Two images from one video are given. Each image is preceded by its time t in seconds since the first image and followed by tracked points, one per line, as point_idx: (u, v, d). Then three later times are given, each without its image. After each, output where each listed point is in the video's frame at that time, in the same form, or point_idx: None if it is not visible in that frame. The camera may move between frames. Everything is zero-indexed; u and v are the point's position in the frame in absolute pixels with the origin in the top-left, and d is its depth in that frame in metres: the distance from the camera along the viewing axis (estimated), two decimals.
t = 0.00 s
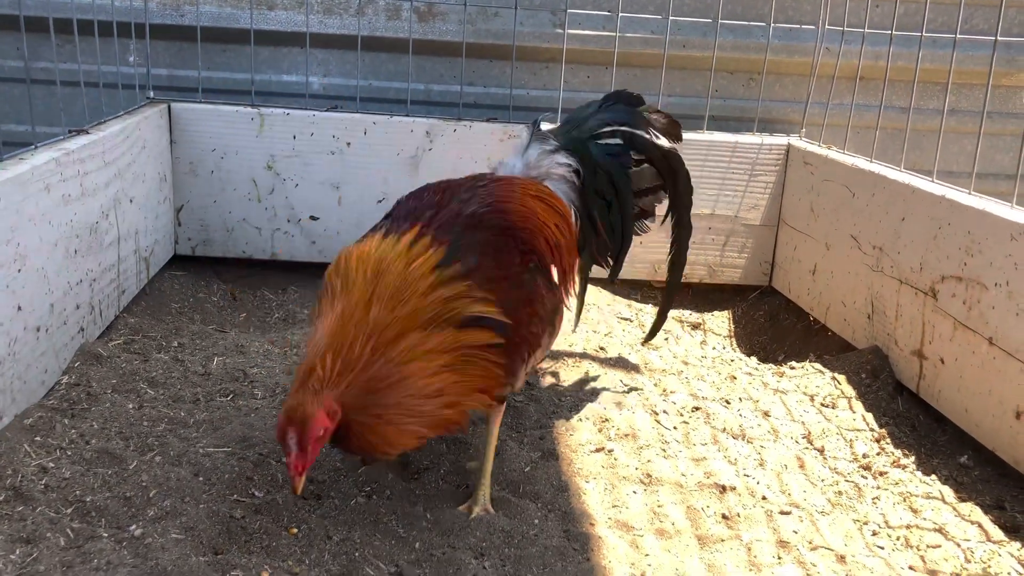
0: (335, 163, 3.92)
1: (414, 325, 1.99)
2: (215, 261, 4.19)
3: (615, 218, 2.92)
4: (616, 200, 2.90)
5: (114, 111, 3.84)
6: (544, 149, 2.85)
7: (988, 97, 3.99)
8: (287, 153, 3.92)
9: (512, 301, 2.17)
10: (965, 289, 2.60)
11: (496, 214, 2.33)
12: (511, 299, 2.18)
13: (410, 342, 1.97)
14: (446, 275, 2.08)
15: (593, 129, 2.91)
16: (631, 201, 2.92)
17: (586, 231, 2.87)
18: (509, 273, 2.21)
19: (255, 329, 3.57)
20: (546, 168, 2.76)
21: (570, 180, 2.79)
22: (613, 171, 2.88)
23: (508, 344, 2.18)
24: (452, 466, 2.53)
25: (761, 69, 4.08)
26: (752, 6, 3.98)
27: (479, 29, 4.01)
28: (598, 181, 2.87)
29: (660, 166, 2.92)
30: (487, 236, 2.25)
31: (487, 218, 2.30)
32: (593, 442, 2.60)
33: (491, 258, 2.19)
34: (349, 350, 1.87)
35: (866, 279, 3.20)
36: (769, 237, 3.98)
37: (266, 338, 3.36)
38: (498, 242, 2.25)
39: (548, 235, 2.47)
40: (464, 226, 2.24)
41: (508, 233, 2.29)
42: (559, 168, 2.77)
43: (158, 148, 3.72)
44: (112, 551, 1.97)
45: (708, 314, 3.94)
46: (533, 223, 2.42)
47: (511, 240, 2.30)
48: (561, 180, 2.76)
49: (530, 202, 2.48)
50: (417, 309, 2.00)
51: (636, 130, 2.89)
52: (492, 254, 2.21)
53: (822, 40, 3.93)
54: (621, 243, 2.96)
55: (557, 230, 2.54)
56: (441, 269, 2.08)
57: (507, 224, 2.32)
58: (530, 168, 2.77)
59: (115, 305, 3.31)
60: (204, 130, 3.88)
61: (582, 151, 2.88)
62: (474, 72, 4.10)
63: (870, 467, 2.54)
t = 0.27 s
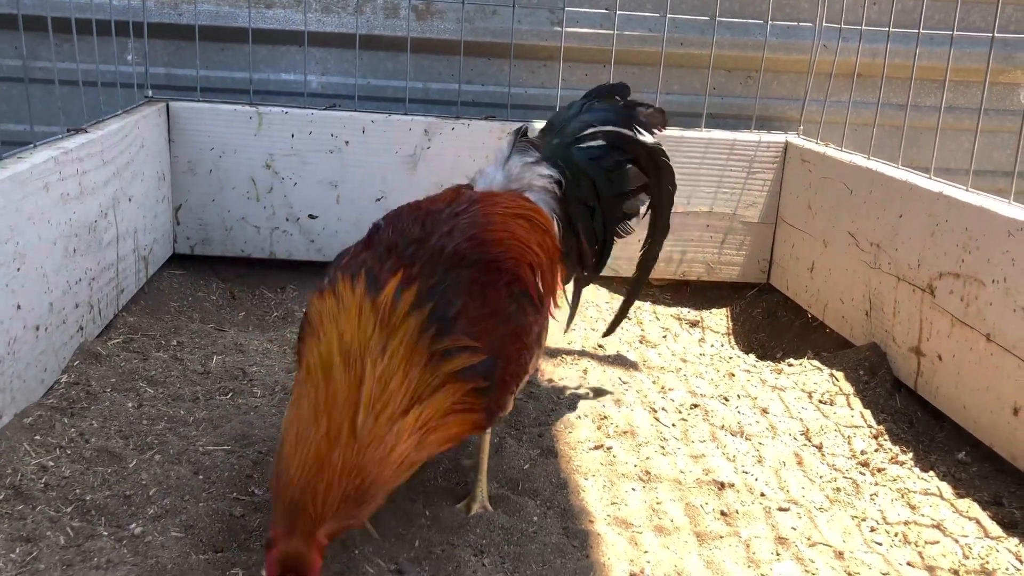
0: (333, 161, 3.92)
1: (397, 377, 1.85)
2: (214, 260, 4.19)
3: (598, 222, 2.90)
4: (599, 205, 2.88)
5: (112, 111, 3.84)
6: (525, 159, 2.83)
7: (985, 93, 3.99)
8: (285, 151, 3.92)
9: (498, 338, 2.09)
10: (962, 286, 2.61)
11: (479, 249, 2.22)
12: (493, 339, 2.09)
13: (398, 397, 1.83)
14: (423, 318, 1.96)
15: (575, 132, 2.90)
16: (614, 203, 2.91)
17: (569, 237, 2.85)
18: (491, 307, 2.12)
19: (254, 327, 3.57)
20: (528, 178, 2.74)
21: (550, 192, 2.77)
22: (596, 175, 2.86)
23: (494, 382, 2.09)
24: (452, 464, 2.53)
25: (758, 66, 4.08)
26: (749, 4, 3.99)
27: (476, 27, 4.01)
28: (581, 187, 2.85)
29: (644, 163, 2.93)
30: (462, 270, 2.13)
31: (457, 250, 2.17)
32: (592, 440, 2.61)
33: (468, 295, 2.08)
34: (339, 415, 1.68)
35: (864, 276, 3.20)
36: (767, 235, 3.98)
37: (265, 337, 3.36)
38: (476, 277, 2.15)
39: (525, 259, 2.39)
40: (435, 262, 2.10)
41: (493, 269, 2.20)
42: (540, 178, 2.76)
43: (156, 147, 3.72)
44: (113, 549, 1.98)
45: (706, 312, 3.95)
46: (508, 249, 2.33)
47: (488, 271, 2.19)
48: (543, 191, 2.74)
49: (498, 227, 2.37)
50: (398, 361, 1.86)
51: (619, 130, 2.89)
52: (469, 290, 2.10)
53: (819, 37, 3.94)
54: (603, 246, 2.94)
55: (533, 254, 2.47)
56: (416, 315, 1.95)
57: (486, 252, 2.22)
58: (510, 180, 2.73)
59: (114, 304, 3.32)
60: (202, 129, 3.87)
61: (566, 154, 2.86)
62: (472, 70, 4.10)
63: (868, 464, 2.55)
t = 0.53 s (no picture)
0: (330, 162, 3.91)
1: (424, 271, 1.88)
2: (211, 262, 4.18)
3: (603, 205, 2.92)
4: (602, 185, 2.90)
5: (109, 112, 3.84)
6: (519, 155, 2.70)
7: (984, 93, 3.99)
8: (283, 152, 3.91)
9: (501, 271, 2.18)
10: (961, 286, 2.61)
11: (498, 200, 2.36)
12: (503, 284, 2.15)
13: (414, 289, 1.87)
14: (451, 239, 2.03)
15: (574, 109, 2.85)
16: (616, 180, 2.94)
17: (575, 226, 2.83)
18: (499, 260, 2.19)
19: (252, 329, 3.57)
20: (525, 175, 2.63)
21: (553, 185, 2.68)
22: (597, 153, 2.86)
23: (497, 333, 2.11)
24: (449, 466, 2.53)
25: (757, 66, 4.08)
26: (747, 4, 3.98)
27: (474, 27, 4.01)
28: (586, 170, 2.83)
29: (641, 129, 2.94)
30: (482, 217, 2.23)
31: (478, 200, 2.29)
32: (590, 441, 2.61)
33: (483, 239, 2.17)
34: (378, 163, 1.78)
35: (862, 277, 3.20)
36: (765, 235, 3.98)
37: (262, 338, 3.36)
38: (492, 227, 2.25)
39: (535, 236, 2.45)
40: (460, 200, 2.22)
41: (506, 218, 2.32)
42: (539, 172, 2.66)
43: (153, 148, 3.71)
44: (109, 553, 1.97)
45: (705, 312, 3.95)
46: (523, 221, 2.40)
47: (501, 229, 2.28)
48: (543, 185, 2.65)
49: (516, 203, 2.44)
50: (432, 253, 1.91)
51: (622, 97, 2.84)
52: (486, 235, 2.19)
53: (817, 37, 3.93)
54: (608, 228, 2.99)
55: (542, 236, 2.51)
56: (450, 230, 2.03)
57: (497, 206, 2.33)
58: (507, 176, 2.63)
59: (111, 306, 3.31)
60: (199, 130, 3.87)
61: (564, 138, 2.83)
62: (470, 71, 4.09)
63: (867, 465, 2.54)
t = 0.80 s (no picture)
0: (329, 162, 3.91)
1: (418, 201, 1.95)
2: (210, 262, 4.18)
3: (579, 197, 2.85)
4: (577, 177, 2.82)
5: (108, 112, 3.84)
6: (496, 151, 2.69)
7: (982, 92, 3.99)
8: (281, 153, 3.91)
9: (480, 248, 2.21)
10: (959, 285, 2.61)
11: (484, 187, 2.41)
12: (477, 250, 2.18)
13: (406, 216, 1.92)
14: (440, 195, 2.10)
15: (546, 101, 2.78)
16: (593, 170, 2.84)
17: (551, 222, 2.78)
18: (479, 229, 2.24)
19: (250, 329, 3.56)
20: (502, 171, 2.63)
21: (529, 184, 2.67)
22: (571, 145, 2.77)
23: (467, 292, 2.12)
24: (447, 466, 2.53)
25: (755, 66, 4.07)
26: (745, 3, 3.98)
27: (472, 27, 4.01)
28: (558, 162, 2.76)
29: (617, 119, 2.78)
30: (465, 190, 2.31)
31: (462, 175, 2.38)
32: (589, 441, 2.61)
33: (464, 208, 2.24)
34: (403, 86, 1.83)
35: (861, 276, 3.19)
36: (764, 234, 3.98)
37: (261, 339, 3.36)
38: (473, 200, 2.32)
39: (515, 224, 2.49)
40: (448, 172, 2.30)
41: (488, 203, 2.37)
42: (515, 168, 2.65)
43: (151, 149, 3.71)
44: (107, 553, 1.97)
45: (703, 312, 3.95)
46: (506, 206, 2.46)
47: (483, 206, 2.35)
48: (520, 182, 2.64)
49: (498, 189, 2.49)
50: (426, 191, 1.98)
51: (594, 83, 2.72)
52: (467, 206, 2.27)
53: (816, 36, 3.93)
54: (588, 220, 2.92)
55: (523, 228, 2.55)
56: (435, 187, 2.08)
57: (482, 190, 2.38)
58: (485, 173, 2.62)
59: (110, 307, 3.31)
60: (198, 131, 3.87)
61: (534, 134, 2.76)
62: (468, 71, 4.09)
63: (865, 464, 2.54)
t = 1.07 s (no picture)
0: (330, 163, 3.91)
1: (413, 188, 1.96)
2: (211, 263, 4.18)
3: (553, 186, 2.85)
4: (553, 165, 2.82)
5: (108, 113, 3.84)
6: (478, 145, 2.67)
7: (981, 91, 3.99)
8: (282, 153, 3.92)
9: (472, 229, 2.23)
10: (959, 284, 2.61)
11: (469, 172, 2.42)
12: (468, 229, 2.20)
13: (405, 205, 1.93)
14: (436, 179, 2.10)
15: (516, 96, 2.77)
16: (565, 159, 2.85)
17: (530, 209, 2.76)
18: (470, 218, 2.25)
19: (251, 330, 3.57)
20: (486, 164, 2.61)
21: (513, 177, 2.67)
22: (544, 134, 2.78)
23: (463, 271, 2.14)
24: (448, 466, 2.53)
25: (755, 65, 4.08)
26: (745, 3, 3.98)
27: (472, 28, 4.02)
28: (533, 153, 2.76)
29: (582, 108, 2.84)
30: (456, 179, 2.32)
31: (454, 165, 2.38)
32: (589, 440, 2.61)
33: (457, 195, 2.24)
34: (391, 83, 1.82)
35: (861, 274, 3.20)
36: (764, 234, 3.98)
37: (262, 339, 3.36)
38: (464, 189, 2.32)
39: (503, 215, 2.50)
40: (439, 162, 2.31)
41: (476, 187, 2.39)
42: (498, 160, 2.63)
43: (152, 150, 3.71)
44: (108, 553, 1.97)
45: (703, 312, 3.95)
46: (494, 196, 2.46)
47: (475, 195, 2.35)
48: (503, 174, 2.63)
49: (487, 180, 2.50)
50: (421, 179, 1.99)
51: (561, 75, 2.77)
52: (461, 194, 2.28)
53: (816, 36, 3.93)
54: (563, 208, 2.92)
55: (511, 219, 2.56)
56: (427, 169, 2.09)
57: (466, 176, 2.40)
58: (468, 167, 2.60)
59: (110, 307, 3.31)
60: (199, 132, 3.87)
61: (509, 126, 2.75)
62: (468, 71, 4.09)
63: (865, 463, 2.54)
